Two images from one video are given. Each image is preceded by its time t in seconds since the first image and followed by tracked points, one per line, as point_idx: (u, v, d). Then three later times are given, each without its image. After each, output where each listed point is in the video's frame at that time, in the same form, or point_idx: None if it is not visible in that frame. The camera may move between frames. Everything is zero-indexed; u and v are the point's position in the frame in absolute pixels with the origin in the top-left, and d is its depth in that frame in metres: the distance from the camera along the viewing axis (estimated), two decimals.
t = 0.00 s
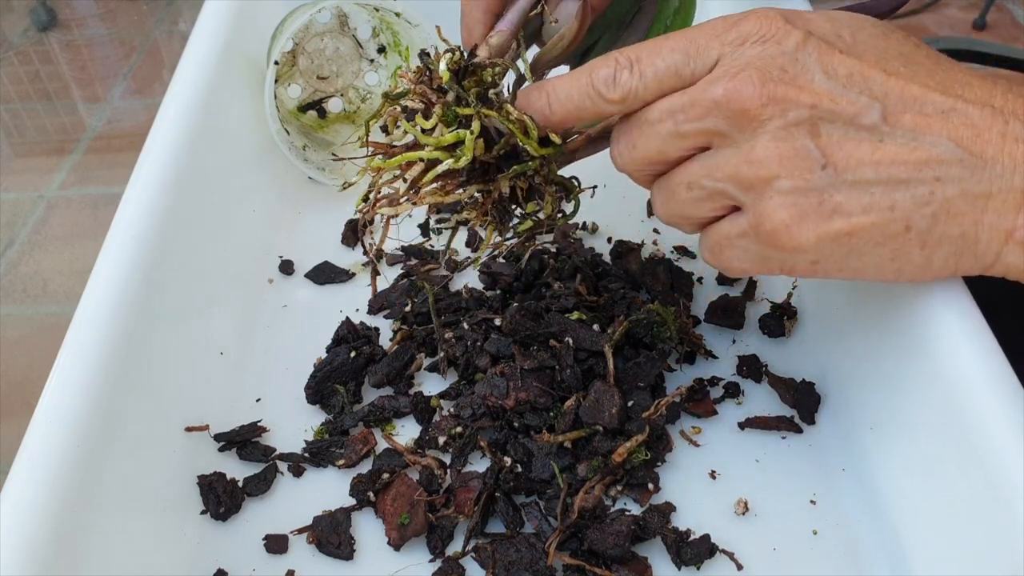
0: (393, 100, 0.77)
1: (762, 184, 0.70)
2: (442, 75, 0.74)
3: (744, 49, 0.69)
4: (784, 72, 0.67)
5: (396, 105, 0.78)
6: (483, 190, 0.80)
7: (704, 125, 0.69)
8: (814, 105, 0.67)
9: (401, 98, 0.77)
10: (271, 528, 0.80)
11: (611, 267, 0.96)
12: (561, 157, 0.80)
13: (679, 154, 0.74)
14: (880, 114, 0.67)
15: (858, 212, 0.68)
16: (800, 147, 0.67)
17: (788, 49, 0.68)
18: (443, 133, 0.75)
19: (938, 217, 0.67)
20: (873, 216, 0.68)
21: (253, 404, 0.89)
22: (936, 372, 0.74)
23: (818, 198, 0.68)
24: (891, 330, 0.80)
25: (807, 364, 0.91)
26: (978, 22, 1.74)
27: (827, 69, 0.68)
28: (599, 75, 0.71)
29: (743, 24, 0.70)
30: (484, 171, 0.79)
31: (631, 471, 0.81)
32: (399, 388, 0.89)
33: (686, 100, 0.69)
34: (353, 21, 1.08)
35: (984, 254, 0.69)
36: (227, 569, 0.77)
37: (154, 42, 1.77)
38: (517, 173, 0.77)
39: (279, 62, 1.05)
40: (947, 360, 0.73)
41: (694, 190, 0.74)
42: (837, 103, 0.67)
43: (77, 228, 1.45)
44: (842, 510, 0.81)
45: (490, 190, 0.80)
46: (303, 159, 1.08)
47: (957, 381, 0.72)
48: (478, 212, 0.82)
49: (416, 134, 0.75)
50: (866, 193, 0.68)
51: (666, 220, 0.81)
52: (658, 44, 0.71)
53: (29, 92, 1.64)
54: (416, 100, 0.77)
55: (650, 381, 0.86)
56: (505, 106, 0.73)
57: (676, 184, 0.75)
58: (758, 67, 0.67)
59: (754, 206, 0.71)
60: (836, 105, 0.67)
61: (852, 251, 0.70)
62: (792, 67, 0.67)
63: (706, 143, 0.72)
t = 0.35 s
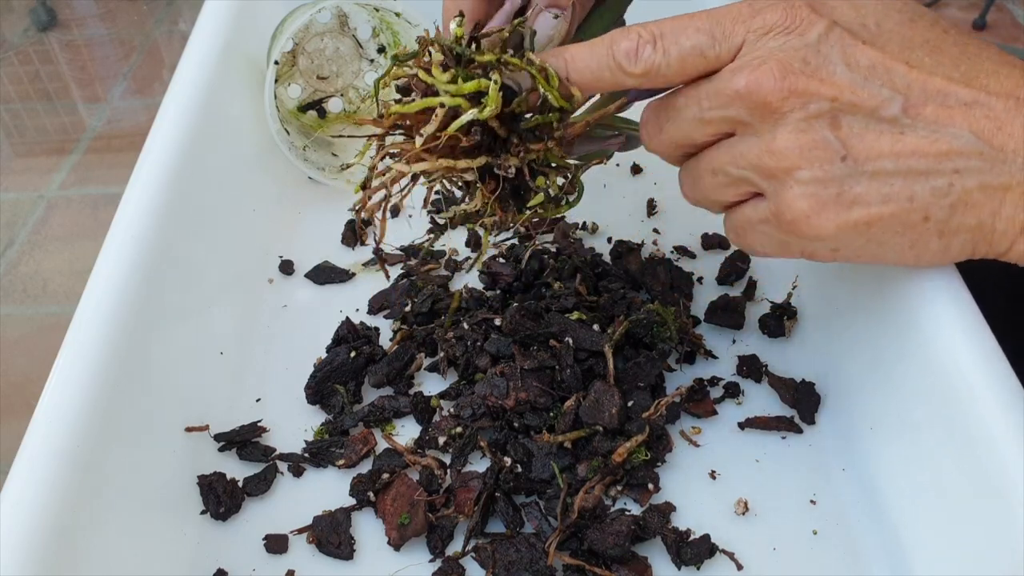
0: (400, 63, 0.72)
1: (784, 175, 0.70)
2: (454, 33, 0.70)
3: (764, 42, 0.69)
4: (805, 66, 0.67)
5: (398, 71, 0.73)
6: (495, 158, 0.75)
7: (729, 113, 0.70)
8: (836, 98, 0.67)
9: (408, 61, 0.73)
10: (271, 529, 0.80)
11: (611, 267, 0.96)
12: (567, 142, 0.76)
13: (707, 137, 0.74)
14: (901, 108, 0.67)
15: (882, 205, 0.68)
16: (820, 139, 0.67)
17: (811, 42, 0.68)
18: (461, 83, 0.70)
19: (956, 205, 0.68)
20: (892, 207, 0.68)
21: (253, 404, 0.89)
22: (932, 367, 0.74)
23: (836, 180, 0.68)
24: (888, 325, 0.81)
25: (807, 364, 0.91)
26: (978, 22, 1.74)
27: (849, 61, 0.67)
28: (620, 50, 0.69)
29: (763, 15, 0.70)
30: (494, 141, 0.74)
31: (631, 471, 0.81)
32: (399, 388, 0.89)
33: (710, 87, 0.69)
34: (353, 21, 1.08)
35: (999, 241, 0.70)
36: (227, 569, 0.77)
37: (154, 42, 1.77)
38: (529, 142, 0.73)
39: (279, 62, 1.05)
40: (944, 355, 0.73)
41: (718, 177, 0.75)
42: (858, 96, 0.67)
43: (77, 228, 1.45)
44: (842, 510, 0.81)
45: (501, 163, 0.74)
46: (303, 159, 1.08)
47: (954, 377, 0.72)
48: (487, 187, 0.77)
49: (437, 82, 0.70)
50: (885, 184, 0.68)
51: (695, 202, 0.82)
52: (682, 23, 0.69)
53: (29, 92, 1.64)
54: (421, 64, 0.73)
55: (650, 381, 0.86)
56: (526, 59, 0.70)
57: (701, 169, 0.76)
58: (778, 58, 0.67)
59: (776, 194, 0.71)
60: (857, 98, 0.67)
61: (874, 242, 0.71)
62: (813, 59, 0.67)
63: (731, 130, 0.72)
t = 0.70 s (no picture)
0: (409, 61, 0.72)
1: (798, 147, 0.73)
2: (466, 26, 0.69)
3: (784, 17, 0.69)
4: (823, 43, 0.68)
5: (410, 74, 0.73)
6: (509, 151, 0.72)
7: (748, 84, 0.72)
8: (851, 75, 0.68)
9: (417, 59, 0.71)
10: (272, 529, 0.80)
11: (611, 267, 0.96)
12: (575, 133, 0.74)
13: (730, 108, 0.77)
14: (915, 86, 0.69)
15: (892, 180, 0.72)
16: (835, 115, 0.70)
17: (828, 16, 0.68)
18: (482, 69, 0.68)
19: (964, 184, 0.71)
20: (902, 183, 0.71)
21: (253, 405, 0.89)
22: (936, 366, 0.74)
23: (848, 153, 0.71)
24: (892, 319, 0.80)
25: (808, 363, 0.91)
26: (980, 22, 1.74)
27: (867, 37, 0.68)
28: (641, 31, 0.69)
29: None
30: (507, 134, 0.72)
31: (631, 471, 0.81)
32: (399, 387, 0.89)
33: (731, 60, 0.72)
34: (353, 21, 1.08)
35: (999, 221, 0.73)
36: (227, 569, 0.77)
37: (154, 42, 1.77)
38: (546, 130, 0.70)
39: (280, 61, 1.05)
40: (947, 356, 0.73)
41: (738, 144, 0.78)
42: (873, 73, 0.68)
43: (77, 228, 1.45)
44: (842, 510, 0.80)
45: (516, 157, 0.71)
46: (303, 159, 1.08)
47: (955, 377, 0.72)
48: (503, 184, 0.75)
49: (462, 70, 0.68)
50: (895, 160, 0.71)
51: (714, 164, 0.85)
52: None
53: (29, 92, 1.65)
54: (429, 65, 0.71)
55: (650, 381, 0.86)
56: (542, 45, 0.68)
57: (722, 135, 0.79)
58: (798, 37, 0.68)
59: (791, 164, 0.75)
60: (871, 75, 0.68)
61: (882, 215, 0.75)
62: (832, 35, 0.68)
63: (751, 100, 0.74)
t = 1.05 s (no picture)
0: (477, 64, 0.72)
1: (811, 295, 0.59)
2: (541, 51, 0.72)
3: (799, 124, 0.54)
4: (849, 167, 0.53)
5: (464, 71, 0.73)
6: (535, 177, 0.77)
7: (743, 207, 0.57)
8: (880, 211, 0.55)
9: (484, 66, 0.72)
10: (271, 528, 0.80)
11: (611, 267, 0.97)
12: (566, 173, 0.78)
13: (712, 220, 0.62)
14: (952, 216, 0.56)
15: (914, 326, 0.60)
16: (859, 258, 0.56)
17: (857, 131, 0.53)
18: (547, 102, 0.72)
19: (1000, 292, 0.59)
20: (927, 326, 0.60)
21: (253, 405, 0.89)
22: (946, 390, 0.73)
23: (867, 300, 0.58)
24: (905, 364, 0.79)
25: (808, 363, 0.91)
26: (979, 22, 1.75)
27: (900, 159, 0.55)
28: (663, 73, 0.56)
29: (813, 67, 0.54)
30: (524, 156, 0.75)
31: (631, 471, 0.81)
32: (399, 387, 0.89)
33: (730, 174, 0.56)
34: (353, 21, 1.08)
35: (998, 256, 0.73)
36: (227, 569, 0.77)
37: (154, 42, 1.77)
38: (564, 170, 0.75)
39: (279, 62, 1.05)
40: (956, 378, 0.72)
41: (721, 266, 0.63)
42: (906, 204, 0.55)
43: (77, 228, 1.44)
44: (843, 509, 0.80)
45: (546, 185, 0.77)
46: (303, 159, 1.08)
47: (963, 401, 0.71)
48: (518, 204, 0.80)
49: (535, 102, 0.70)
50: (921, 303, 0.59)
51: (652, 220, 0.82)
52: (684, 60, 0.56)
53: (29, 92, 1.66)
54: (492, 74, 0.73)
55: (650, 381, 0.86)
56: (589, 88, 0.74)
57: (698, 250, 0.64)
58: (819, 156, 0.53)
59: (795, 306, 0.61)
60: (903, 208, 0.55)
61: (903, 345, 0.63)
62: (860, 157, 0.54)
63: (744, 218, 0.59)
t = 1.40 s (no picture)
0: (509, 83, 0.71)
1: (756, 258, 0.63)
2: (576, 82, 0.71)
3: (744, 96, 0.58)
4: (788, 135, 0.58)
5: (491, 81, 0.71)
6: (540, 189, 0.78)
7: (696, 175, 0.61)
8: (820, 177, 0.59)
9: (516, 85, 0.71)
10: (271, 528, 0.80)
11: (611, 267, 0.96)
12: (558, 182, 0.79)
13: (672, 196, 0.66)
14: (893, 187, 0.60)
15: (858, 292, 0.63)
16: (801, 221, 0.60)
17: (796, 103, 0.58)
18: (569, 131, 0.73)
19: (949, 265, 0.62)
20: (872, 296, 0.63)
21: (253, 405, 0.89)
22: (941, 384, 0.73)
23: (812, 264, 0.62)
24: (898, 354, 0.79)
25: (808, 363, 0.91)
26: (978, 22, 1.74)
27: (840, 128, 0.59)
28: (621, 50, 0.59)
29: (753, 43, 0.59)
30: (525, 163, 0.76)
31: (631, 471, 0.81)
32: (399, 387, 0.89)
33: (680, 145, 0.61)
34: (353, 21, 1.08)
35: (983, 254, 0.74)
36: (227, 569, 0.77)
37: (154, 42, 1.77)
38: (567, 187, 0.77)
39: (280, 62, 1.05)
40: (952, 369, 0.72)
41: (681, 239, 0.68)
42: (846, 171, 0.59)
43: (77, 228, 1.44)
44: (842, 509, 0.80)
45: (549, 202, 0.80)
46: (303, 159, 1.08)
47: (961, 392, 0.71)
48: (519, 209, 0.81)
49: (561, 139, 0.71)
50: (865, 271, 0.62)
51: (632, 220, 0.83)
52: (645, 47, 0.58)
53: (29, 92, 1.66)
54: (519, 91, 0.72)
55: (650, 381, 0.86)
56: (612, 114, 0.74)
57: (662, 225, 0.69)
58: (758, 126, 0.58)
59: (743, 272, 0.65)
60: (843, 176, 0.59)
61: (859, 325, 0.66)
62: (799, 126, 0.58)
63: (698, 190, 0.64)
